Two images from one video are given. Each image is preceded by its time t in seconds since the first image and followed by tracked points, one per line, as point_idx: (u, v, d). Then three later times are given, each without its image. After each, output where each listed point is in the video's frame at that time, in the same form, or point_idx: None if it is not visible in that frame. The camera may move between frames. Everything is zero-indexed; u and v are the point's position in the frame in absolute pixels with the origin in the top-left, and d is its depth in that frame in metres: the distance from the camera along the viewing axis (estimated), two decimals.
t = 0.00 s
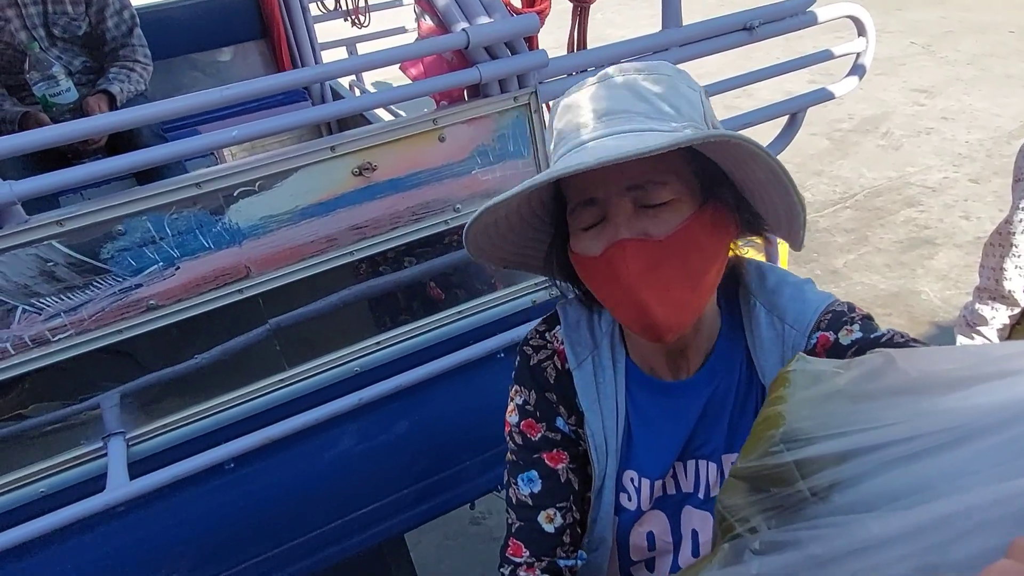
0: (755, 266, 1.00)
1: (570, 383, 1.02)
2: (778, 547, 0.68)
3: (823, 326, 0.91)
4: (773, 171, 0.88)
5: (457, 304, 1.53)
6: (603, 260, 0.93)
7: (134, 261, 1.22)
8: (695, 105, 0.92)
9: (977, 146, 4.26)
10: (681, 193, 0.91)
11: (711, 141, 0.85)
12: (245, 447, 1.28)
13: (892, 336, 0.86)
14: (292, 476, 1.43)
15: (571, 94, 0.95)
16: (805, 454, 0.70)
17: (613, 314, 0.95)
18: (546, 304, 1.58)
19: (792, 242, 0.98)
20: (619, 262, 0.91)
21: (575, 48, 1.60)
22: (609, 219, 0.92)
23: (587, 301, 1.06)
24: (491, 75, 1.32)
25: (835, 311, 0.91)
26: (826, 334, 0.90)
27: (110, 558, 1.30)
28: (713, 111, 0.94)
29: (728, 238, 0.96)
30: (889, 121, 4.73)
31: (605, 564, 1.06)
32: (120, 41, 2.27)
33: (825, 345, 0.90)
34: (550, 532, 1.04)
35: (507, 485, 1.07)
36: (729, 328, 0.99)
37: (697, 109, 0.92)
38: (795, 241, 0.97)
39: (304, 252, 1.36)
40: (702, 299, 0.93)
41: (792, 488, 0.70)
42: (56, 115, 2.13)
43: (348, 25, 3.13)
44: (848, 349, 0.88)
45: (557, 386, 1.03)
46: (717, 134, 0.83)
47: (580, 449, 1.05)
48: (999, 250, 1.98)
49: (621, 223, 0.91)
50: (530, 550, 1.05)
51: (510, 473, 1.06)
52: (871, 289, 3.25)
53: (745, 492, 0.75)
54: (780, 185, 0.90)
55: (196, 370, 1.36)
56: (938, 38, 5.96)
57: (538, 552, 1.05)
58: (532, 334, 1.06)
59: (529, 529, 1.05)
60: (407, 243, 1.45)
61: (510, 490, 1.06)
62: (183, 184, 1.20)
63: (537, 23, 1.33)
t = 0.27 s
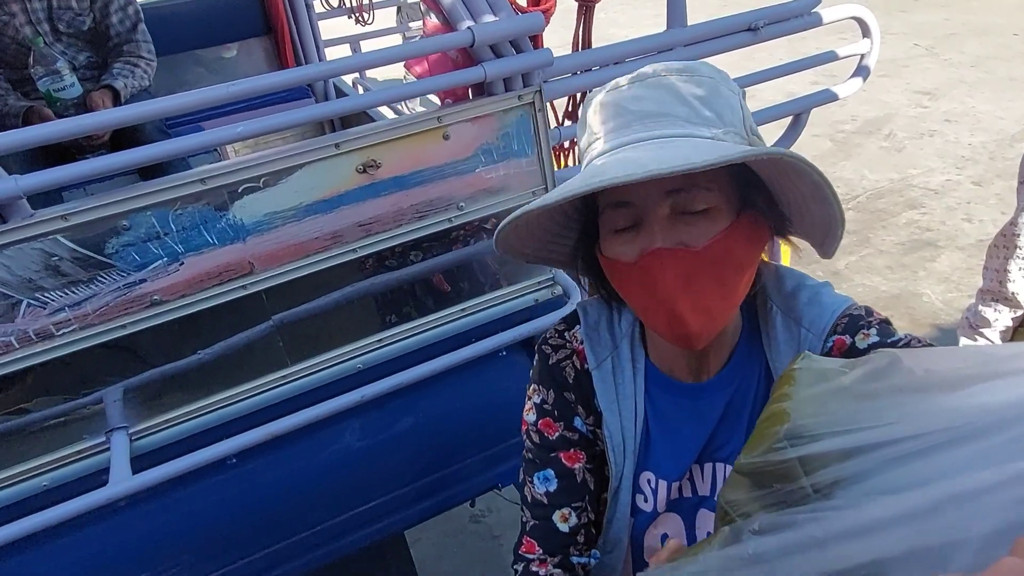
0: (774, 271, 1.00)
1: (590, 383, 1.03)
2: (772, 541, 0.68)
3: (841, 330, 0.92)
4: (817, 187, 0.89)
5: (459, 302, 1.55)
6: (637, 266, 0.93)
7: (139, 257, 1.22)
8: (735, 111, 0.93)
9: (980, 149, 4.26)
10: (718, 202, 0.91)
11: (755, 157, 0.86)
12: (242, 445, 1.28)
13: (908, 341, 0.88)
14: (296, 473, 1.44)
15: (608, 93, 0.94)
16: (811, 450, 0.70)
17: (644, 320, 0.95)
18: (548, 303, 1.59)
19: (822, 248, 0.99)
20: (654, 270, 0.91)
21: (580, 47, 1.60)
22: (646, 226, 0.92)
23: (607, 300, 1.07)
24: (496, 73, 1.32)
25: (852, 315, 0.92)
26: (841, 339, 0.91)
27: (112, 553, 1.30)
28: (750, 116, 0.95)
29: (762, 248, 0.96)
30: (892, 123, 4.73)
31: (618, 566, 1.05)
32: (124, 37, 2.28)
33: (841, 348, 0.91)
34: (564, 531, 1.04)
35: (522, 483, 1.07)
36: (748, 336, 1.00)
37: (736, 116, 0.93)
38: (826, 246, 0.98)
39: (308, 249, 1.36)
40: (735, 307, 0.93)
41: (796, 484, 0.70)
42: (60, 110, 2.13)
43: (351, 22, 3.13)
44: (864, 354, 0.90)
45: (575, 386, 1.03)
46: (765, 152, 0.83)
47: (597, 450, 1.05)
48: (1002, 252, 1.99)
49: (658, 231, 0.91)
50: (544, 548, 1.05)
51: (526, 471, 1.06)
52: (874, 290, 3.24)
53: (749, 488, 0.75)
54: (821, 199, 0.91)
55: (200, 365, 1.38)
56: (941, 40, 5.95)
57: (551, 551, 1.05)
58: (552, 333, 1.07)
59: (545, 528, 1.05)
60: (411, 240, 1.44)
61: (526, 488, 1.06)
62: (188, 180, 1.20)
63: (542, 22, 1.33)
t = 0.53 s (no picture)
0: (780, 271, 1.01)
1: (600, 381, 1.04)
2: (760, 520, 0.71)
3: (847, 329, 0.92)
4: (840, 208, 0.90)
5: (460, 301, 1.56)
6: (654, 276, 0.93)
7: (141, 253, 1.22)
8: (749, 116, 0.93)
9: (981, 150, 4.26)
10: (737, 213, 0.91)
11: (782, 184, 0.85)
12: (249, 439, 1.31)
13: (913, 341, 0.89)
14: (299, 468, 1.44)
15: (623, 98, 0.92)
16: (812, 445, 0.74)
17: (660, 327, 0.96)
18: (550, 302, 1.61)
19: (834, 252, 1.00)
20: (673, 282, 0.92)
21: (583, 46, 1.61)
22: (664, 238, 0.92)
23: (617, 300, 1.06)
24: (499, 72, 1.32)
25: (859, 314, 0.92)
26: (849, 337, 0.91)
27: (116, 547, 1.31)
28: (765, 117, 0.95)
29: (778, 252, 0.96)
30: (893, 123, 4.73)
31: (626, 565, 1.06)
32: (126, 34, 2.28)
33: (848, 346, 0.91)
34: (572, 527, 1.03)
35: (530, 479, 1.06)
36: (757, 335, 1.02)
37: (751, 122, 0.93)
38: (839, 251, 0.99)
39: (311, 246, 1.36)
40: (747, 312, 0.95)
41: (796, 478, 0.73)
42: (62, 106, 2.14)
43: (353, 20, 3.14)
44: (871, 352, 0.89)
45: (585, 383, 1.04)
46: (794, 182, 0.83)
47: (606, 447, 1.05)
48: (1004, 253, 1.99)
49: (677, 243, 0.91)
50: (549, 543, 1.04)
51: (534, 467, 1.05)
52: (874, 291, 3.24)
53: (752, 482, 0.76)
54: (842, 216, 0.92)
55: (201, 362, 1.37)
56: (943, 41, 5.95)
57: (556, 546, 1.04)
58: (562, 331, 1.07)
59: (552, 525, 1.04)
60: (414, 237, 1.45)
61: (532, 484, 1.05)
62: (190, 177, 1.21)
63: (545, 20, 1.33)
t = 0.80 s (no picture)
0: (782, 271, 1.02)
1: (603, 379, 1.03)
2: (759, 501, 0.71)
3: (850, 328, 0.92)
4: (852, 203, 0.90)
5: (459, 299, 1.56)
6: (663, 269, 0.93)
7: (141, 251, 1.23)
8: (761, 114, 0.94)
9: (982, 149, 4.26)
10: (747, 209, 0.91)
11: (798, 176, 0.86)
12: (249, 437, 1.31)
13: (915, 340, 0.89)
14: (299, 466, 1.44)
15: (637, 91, 0.93)
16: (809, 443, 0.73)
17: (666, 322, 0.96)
18: (549, 301, 1.62)
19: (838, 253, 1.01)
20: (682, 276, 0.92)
21: (582, 45, 1.61)
22: (674, 231, 0.92)
23: (621, 296, 1.07)
24: (498, 70, 1.32)
25: (862, 312, 0.92)
26: (851, 335, 0.91)
27: (116, 545, 1.32)
28: (776, 118, 0.96)
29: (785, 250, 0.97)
30: (893, 123, 4.73)
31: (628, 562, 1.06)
32: (127, 32, 2.28)
33: (850, 345, 0.91)
34: (573, 524, 1.02)
35: (533, 477, 1.05)
36: (760, 335, 1.02)
37: (763, 119, 0.94)
38: (843, 252, 1.00)
39: (311, 244, 1.36)
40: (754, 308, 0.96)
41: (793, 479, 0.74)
42: (63, 105, 2.14)
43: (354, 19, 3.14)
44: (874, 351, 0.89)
45: (589, 381, 1.04)
46: (809, 172, 0.84)
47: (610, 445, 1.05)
48: (1005, 253, 1.99)
49: (686, 236, 0.91)
50: (551, 540, 1.03)
51: (537, 463, 1.05)
52: (873, 290, 3.25)
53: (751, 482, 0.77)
54: (854, 215, 0.93)
55: (200, 360, 1.37)
56: (944, 41, 5.95)
57: (558, 543, 1.03)
58: (565, 329, 1.08)
59: (554, 521, 1.03)
60: (414, 236, 1.45)
61: (535, 481, 1.05)
62: (190, 175, 1.21)
63: (544, 19, 1.33)
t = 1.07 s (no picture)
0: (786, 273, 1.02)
1: (609, 379, 1.03)
2: (764, 495, 0.72)
3: (852, 333, 0.93)
4: (855, 201, 0.90)
5: (461, 302, 1.56)
6: (667, 270, 0.93)
7: (143, 256, 1.23)
8: (767, 117, 0.94)
9: (981, 151, 4.27)
10: (752, 209, 0.92)
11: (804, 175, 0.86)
12: (251, 441, 1.31)
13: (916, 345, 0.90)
14: (302, 469, 1.45)
15: (643, 92, 0.93)
16: (814, 451, 0.73)
17: (670, 323, 0.96)
18: (549, 304, 1.62)
19: (845, 255, 1.02)
20: (687, 275, 0.92)
21: (582, 48, 1.61)
22: (679, 230, 0.92)
23: (627, 299, 1.08)
24: (499, 75, 1.33)
25: (865, 316, 0.93)
26: (854, 339, 0.92)
27: (118, 549, 1.31)
28: (783, 121, 0.96)
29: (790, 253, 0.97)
30: (893, 125, 4.74)
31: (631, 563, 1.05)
32: (126, 36, 2.28)
33: (853, 349, 0.92)
34: (578, 523, 1.02)
35: (536, 475, 1.05)
36: (764, 338, 1.02)
37: (768, 122, 0.94)
38: (849, 254, 1.01)
39: (312, 248, 1.36)
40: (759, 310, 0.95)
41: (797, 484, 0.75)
42: (62, 108, 2.14)
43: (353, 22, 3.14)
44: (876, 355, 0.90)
45: (595, 382, 1.04)
46: (815, 170, 0.84)
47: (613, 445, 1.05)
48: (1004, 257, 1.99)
49: (692, 236, 0.92)
50: (554, 538, 1.02)
51: (540, 461, 1.05)
52: (873, 292, 3.25)
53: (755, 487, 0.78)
54: (858, 213, 0.93)
55: (201, 364, 1.37)
56: (943, 42, 5.96)
57: (561, 541, 1.02)
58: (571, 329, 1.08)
59: (557, 520, 1.02)
60: (415, 240, 1.45)
61: (539, 479, 1.05)
62: (192, 180, 1.21)
63: (545, 24, 1.34)
